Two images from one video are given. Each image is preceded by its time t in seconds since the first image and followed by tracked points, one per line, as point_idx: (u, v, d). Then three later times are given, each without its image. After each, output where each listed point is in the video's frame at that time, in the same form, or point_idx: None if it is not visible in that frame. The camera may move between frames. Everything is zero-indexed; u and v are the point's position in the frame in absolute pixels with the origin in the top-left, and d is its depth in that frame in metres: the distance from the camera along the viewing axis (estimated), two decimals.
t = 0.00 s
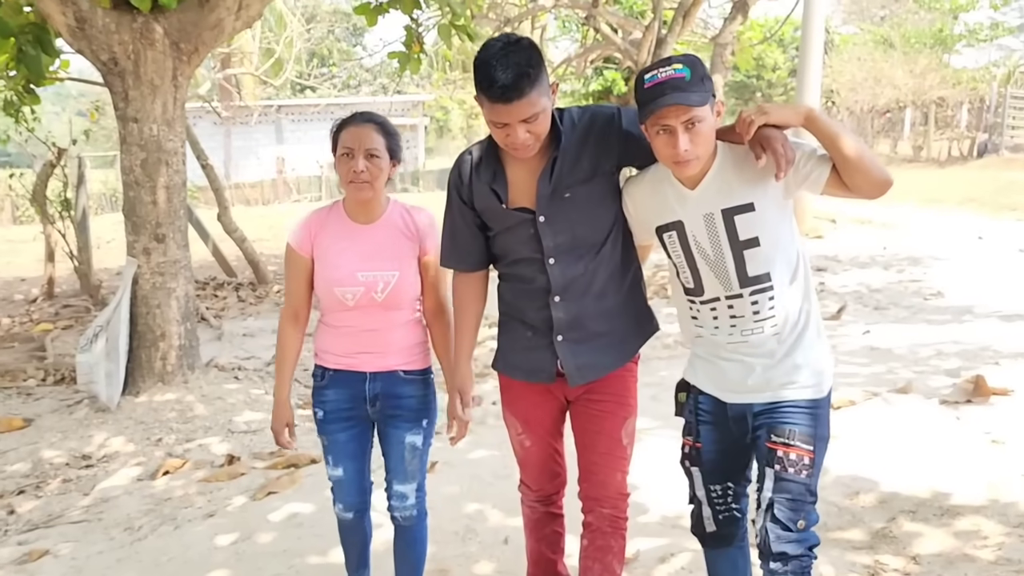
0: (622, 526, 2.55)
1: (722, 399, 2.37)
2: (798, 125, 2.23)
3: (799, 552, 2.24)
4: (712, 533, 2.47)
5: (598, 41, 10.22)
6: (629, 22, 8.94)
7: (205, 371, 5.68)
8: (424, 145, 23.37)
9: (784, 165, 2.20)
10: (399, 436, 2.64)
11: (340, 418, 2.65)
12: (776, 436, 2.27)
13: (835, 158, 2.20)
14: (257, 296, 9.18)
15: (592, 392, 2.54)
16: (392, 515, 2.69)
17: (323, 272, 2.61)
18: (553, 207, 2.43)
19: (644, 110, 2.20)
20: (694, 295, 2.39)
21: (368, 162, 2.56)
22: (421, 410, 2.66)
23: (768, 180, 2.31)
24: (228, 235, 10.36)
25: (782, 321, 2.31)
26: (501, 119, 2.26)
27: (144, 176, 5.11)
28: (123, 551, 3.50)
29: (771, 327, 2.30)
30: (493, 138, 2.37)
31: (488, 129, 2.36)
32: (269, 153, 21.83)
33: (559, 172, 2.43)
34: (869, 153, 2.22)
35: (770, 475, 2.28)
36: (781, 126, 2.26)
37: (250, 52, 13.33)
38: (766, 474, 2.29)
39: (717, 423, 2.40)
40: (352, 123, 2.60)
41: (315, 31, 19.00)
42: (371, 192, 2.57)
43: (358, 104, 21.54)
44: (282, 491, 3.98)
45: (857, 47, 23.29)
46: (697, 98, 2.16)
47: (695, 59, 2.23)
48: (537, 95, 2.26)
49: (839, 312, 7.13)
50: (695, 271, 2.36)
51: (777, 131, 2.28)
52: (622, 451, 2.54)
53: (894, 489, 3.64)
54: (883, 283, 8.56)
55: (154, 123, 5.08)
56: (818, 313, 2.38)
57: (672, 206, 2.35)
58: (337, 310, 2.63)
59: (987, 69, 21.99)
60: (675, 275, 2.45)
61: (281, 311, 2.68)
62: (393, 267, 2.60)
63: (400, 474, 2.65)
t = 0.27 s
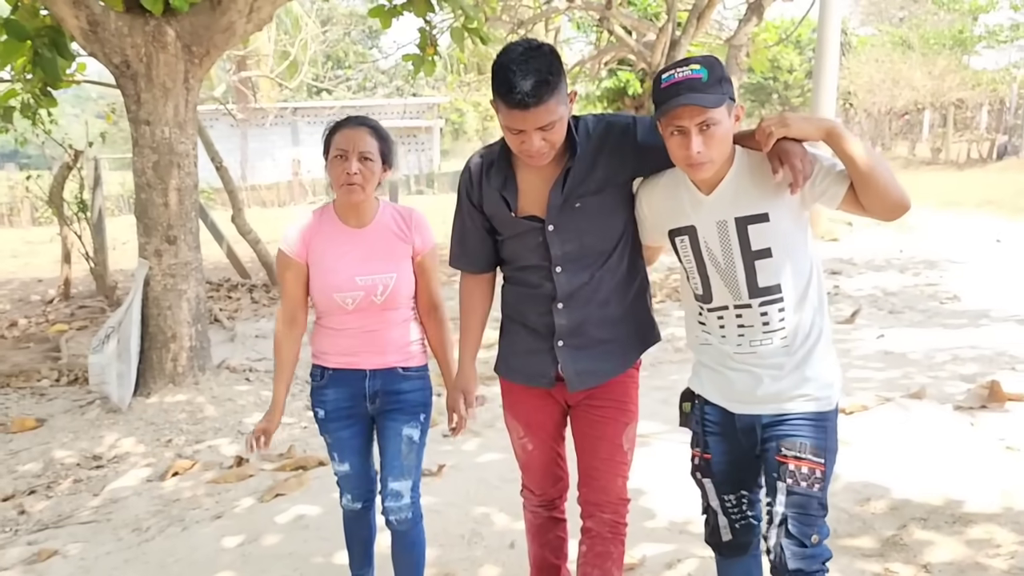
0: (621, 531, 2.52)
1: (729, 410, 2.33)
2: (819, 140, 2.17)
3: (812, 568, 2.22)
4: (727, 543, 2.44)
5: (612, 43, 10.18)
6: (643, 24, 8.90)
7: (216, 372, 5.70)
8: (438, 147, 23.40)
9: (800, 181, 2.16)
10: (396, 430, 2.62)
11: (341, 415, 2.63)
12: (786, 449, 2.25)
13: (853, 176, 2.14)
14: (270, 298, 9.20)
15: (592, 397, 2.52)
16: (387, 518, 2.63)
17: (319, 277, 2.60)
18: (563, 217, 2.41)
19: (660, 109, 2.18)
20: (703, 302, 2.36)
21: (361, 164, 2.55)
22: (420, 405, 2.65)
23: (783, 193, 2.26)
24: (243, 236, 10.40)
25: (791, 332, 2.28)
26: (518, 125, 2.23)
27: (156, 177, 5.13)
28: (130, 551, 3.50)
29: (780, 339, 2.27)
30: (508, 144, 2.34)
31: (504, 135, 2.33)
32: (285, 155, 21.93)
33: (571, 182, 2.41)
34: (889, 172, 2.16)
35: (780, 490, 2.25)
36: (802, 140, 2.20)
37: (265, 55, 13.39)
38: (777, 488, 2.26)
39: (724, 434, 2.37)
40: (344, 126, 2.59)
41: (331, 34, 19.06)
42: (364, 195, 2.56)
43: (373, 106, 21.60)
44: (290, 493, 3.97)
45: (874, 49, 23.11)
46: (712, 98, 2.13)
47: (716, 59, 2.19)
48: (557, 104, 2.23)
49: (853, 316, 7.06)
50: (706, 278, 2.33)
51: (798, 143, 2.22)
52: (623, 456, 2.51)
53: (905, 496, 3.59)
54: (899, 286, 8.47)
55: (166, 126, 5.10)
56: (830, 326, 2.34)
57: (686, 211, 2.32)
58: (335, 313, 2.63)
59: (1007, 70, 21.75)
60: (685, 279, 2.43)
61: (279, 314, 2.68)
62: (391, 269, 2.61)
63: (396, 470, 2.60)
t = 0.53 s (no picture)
0: (623, 532, 2.50)
1: (739, 416, 2.31)
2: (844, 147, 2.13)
3: None
4: (736, 548, 2.41)
5: (627, 43, 10.15)
6: (657, 25, 8.86)
7: (228, 373, 5.71)
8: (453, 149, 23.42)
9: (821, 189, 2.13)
10: (398, 438, 2.59)
11: (346, 416, 2.64)
12: (805, 464, 2.22)
13: (877, 188, 2.11)
14: (283, 299, 9.23)
15: (593, 399, 2.51)
16: (392, 524, 2.62)
17: (325, 274, 2.61)
18: (580, 233, 2.38)
19: (686, 102, 2.16)
20: (716, 305, 2.34)
21: (368, 167, 2.54)
22: (422, 412, 2.61)
23: (804, 200, 2.23)
24: (257, 237, 10.44)
25: (805, 340, 2.25)
26: (543, 137, 2.18)
27: (169, 178, 5.15)
28: (140, 551, 3.51)
29: (793, 346, 2.24)
30: (530, 157, 2.29)
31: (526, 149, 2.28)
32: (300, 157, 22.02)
33: (592, 204, 2.37)
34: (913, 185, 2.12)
35: (802, 505, 2.22)
36: (826, 147, 2.16)
37: (280, 57, 13.44)
38: (798, 503, 2.23)
39: (734, 441, 2.34)
40: (349, 128, 2.57)
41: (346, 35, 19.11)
42: (371, 196, 2.56)
43: (388, 108, 21.66)
44: (300, 494, 3.97)
45: (892, 50, 22.95)
46: (740, 94, 2.10)
47: (745, 56, 2.17)
48: (584, 118, 2.20)
49: (869, 319, 7.00)
50: (720, 281, 2.30)
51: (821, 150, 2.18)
52: (625, 459, 2.50)
53: (921, 501, 3.54)
54: (916, 289, 8.40)
55: (179, 127, 5.12)
56: (844, 334, 2.31)
57: (705, 211, 2.29)
58: (339, 310, 2.63)
59: None
60: (699, 280, 2.40)
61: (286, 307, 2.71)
62: (392, 266, 2.57)
63: (399, 478, 2.58)
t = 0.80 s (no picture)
0: (626, 531, 2.50)
1: (755, 416, 2.30)
2: (863, 146, 2.11)
3: None
4: (749, 548, 2.40)
5: (640, 44, 10.12)
6: (670, 25, 8.84)
7: (241, 372, 5.74)
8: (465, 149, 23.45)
9: (843, 187, 2.11)
10: (425, 436, 2.63)
11: (365, 419, 2.63)
12: (822, 467, 2.21)
13: (897, 186, 2.10)
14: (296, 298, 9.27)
15: (596, 398, 2.52)
16: (419, 514, 2.68)
17: (345, 270, 2.61)
18: (598, 245, 2.38)
19: (705, 98, 2.15)
20: (733, 304, 2.32)
21: (402, 174, 2.53)
22: (444, 410, 2.64)
23: (824, 199, 2.21)
24: (271, 238, 10.49)
25: (824, 340, 2.23)
26: (571, 161, 2.17)
27: (182, 178, 5.18)
28: (153, 548, 3.53)
29: (811, 346, 2.22)
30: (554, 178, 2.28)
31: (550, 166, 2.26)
32: (313, 157, 22.10)
33: (611, 220, 2.37)
34: (934, 183, 2.11)
35: (818, 508, 2.21)
36: (845, 146, 2.15)
37: (293, 57, 13.48)
38: (815, 506, 2.22)
39: (749, 441, 2.33)
40: (380, 133, 2.53)
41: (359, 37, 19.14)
42: (404, 200, 2.57)
43: (401, 108, 21.71)
44: (311, 492, 3.98)
45: (908, 50, 22.81)
46: (759, 92, 2.10)
47: (766, 54, 2.16)
48: (613, 143, 2.18)
49: (883, 320, 6.96)
50: (738, 280, 2.29)
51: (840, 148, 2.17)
52: (628, 458, 2.51)
53: (934, 503, 3.52)
54: (930, 290, 8.34)
55: (192, 127, 5.15)
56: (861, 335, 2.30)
57: (722, 210, 2.28)
58: (359, 307, 2.62)
59: None
60: (716, 279, 2.39)
61: (298, 299, 2.72)
62: (416, 262, 2.59)
63: (428, 473, 2.64)
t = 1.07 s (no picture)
0: (630, 526, 2.51)
1: (774, 411, 2.30)
2: (879, 142, 2.11)
3: None
4: (764, 543, 2.41)
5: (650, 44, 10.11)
6: (680, 25, 8.83)
7: (253, 370, 5.77)
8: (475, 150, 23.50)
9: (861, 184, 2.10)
10: (438, 434, 2.65)
11: (379, 416, 2.65)
12: (841, 461, 2.22)
13: (915, 180, 2.09)
14: (307, 298, 9.31)
15: (608, 394, 2.54)
16: (432, 508, 2.70)
17: (360, 266, 2.62)
18: (615, 252, 2.38)
19: (716, 97, 2.16)
20: (750, 301, 2.33)
21: (417, 168, 2.54)
22: (457, 407, 2.65)
23: (841, 196, 2.21)
24: (282, 238, 10.54)
25: (842, 335, 2.23)
26: (589, 178, 2.15)
27: (195, 177, 5.21)
28: (166, 544, 3.56)
29: (829, 341, 2.23)
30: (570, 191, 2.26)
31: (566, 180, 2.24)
32: (324, 158, 22.18)
33: (628, 228, 2.36)
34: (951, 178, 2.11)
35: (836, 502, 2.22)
36: (860, 142, 2.14)
37: (304, 58, 13.52)
38: (833, 500, 2.22)
39: (767, 436, 2.34)
40: (396, 128, 2.54)
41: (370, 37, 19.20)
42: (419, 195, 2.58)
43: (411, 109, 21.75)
44: (323, 489, 4.00)
45: (919, 50, 22.71)
46: (770, 90, 2.10)
47: (779, 51, 2.16)
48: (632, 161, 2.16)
49: (894, 320, 6.94)
50: (755, 277, 2.29)
51: (855, 145, 2.16)
52: (635, 454, 2.52)
53: (946, 501, 3.51)
54: (942, 290, 8.31)
55: (204, 126, 5.18)
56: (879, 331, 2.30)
57: (739, 208, 2.28)
58: (372, 304, 2.64)
59: None
60: (732, 277, 2.39)
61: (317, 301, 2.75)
62: (428, 260, 2.59)
63: (440, 470, 2.66)
